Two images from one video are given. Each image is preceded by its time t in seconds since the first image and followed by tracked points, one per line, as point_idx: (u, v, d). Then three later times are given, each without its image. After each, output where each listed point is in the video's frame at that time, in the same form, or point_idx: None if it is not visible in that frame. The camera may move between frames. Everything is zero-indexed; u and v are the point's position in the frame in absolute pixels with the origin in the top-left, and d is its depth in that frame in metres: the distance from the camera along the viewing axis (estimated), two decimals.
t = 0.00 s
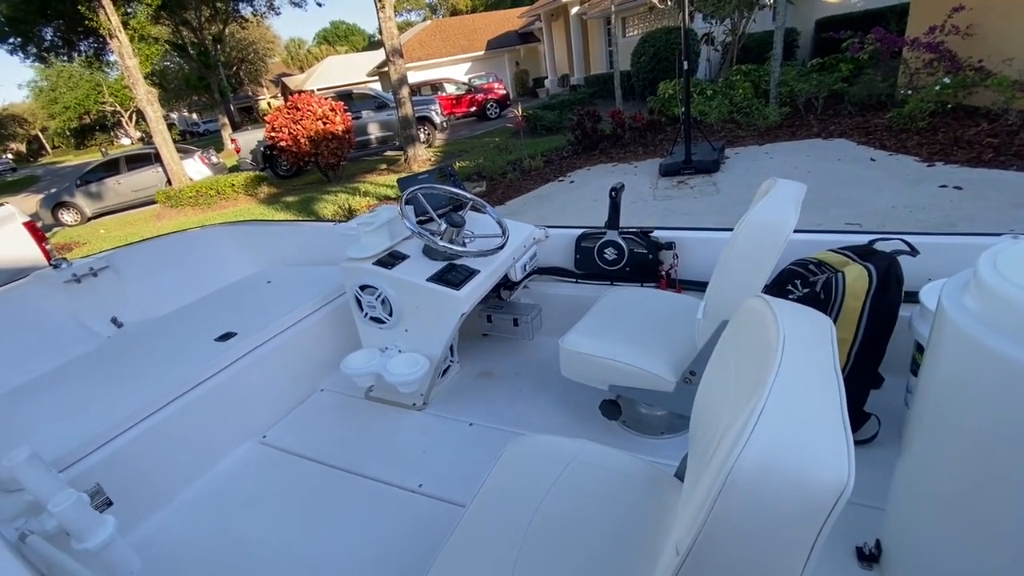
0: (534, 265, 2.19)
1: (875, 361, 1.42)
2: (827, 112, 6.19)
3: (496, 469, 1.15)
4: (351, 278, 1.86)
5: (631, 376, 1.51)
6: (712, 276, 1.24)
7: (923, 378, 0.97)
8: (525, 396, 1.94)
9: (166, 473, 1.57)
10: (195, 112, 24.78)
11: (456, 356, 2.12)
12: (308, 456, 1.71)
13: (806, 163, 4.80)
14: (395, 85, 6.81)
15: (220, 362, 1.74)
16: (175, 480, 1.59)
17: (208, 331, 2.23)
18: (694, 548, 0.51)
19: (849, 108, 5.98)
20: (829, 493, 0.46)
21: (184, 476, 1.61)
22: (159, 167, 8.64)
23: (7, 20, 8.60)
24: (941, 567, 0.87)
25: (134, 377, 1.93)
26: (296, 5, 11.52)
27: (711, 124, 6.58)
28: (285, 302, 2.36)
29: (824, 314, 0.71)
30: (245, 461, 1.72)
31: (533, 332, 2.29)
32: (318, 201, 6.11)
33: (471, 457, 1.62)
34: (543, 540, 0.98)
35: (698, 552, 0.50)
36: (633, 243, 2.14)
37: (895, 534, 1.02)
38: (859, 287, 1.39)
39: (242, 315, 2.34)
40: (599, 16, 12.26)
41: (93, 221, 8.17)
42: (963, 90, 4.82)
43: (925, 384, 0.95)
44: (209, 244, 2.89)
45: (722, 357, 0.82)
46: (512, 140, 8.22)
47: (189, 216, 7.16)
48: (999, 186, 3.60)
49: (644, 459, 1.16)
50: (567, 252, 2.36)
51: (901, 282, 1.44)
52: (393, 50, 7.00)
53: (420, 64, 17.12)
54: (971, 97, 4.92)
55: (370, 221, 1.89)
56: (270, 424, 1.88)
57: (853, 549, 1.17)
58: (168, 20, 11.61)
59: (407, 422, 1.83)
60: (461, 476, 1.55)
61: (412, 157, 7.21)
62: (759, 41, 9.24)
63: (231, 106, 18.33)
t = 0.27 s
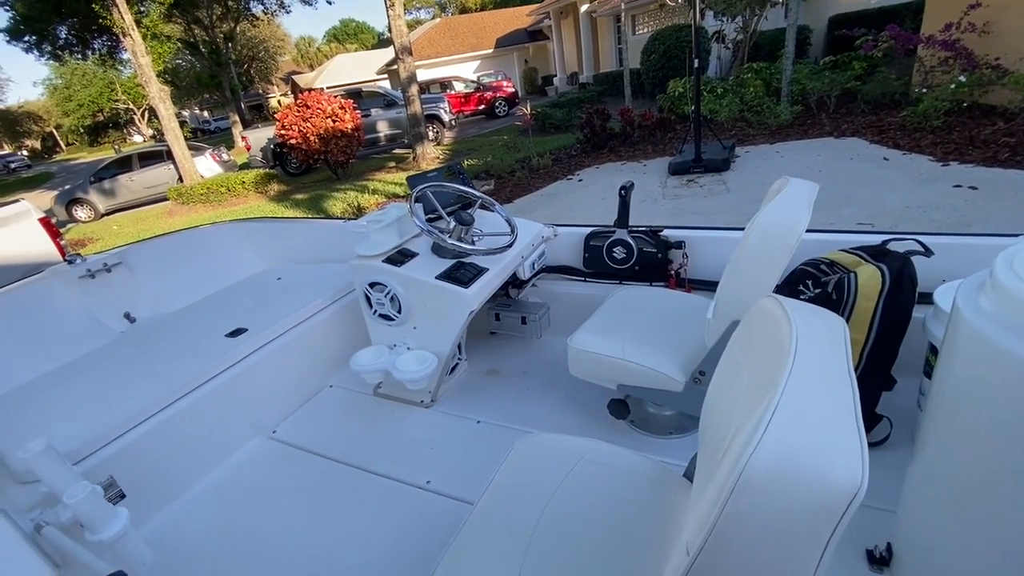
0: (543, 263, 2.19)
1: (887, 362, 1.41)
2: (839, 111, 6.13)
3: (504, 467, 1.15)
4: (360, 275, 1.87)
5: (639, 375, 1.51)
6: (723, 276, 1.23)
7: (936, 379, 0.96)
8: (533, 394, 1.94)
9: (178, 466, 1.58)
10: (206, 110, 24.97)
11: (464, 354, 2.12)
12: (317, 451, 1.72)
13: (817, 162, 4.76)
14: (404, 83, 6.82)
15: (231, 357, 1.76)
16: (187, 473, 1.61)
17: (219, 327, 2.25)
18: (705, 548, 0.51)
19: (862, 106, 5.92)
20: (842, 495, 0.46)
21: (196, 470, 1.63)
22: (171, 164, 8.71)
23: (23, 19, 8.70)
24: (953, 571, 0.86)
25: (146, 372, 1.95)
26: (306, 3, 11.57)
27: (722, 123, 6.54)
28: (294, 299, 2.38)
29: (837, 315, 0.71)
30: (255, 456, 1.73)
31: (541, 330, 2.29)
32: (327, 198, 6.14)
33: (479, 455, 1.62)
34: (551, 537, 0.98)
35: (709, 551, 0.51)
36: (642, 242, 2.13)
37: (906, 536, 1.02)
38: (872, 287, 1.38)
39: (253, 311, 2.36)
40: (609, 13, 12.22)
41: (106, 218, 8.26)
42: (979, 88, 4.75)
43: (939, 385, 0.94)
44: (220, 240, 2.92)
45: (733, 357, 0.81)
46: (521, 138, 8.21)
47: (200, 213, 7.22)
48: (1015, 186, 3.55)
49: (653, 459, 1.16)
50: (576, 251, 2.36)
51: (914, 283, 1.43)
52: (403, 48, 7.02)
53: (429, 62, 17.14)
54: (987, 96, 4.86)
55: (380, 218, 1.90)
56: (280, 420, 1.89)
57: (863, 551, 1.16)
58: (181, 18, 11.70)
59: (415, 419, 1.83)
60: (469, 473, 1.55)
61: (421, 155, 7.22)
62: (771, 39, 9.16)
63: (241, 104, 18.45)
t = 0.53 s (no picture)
0: (551, 259, 2.17)
1: (900, 361, 1.39)
2: (850, 107, 6.06)
3: (514, 462, 1.15)
4: (369, 270, 1.87)
5: (649, 372, 1.50)
6: (735, 273, 1.22)
7: (951, 379, 0.95)
8: (541, 390, 1.93)
9: (187, 459, 1.59)
10: (214, 105, 25.06)
11: (471, 349, 2.12)
12: (326, 445, 1.72)
13: (827, 158, 4.71)
14: (410, 78, 6.80)
15: (240, 351, 1.76)
16: (197, 466, 1.61)
17: (229, 321, 2.26)
18: (724, 548, 0.50)
19: (873, 102, 5.85)
20: (864, 494, 0.45)
21: (205, 463, 1.64)
22: (179, 159, 8.75)
23: (33, 13, 8.74)
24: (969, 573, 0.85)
25: (155, 365, 1.96)
26: None
27: (730, 119, 6.49)
28: (302, 293, 2.38)
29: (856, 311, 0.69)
30: (263, 450, 1.74)
31: (549, 326, 2.28)
32: (334, 193, 6.15)
33: (487, 451, 1.62)
34: (562, 534, 0.97)
35: (727, 552, 0.50)
36: (652, 238, 2.12)
37: (919, 536, 1.01)
38: (886, 285, 1.36)
39: (261, 305, 2.36)
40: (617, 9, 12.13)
41: (115, 212, 8.31)
42: (992, 84, 4.69)
43: (954, 384, 0.93)
44: (229, 235, 2.93)
45: (748, 354, 0.80)
46: (527, 134, 8.18)
47: (208, 208, 7.25)
48: None
49: (663, 456, 1.15)
50: (585, 247, 2.35)
51: (929, 281, 1.41)
52: (410, 43, 6.99)
53: (436, 57, 17.11)
54: (1001, 93, 4.80)
55: (388, 213, 1.89)
56: (288, 413, 1.89)
57: (875, 551, 1.15)
58: (189, 13, 11.73)
59: (423, 414, 1.83)
60: (477, 468, 1.55)
61: (427, 151, 7.21)
62: (781, 34, 9.07)
63: (249, 99, 18.50)
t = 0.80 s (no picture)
0: (557, 253, 2.16)
1: (910, 357, 1.38)
2: (857, 101, 6.00)
3: (522, 457, 1.14)
4: (375, 264, 1.86)
5: (657, 366, 1.49)
6: (746, 267, 1.21)
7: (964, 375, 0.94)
8: (547, 385, 1.93)
9: (194, 451, 1.59)
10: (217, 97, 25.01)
11: (477, 343, 2.11)
12: (332, 438, 1.73)
13: (834, 153, 4.67)
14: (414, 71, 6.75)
15: (246, 344, 1.76)
16: (204, 458, 1.62)
17: (234, 314, 2.26)
18: (742, 546, 0.49)
19: (880, 96, 5.79)
20: (888, 492, 0.44)
21: (212, 455, 1.64)
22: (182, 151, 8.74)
23: (34, 4, 8.70)
24: (981, 570, 0.84)
25: (161, 358, 1.96)
26: None
27: (736, 113, 6.44)
28: (307, 286, 2.38)
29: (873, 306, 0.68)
30: (269, 443, 1.74)
31: (555, 320, 2.27)
32: (338, 187, 6.14)
33: (493, 444, 1.62)
34: (571, 529, 0.97)
35: (746, 551, 0.49)
36: (659, 232, 2.10)
37: (930, 533, 1.00)
38: (897, 281, 1.35)
39: (266, 299, 2.36)
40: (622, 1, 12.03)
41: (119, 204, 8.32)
42: (1001, 78, 4.64)
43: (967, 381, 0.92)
44: (233, 228, 2.93)
45: (761, 350, 0.79)
46: (531, 127, 8.14)
47: (211, 201, 7.25)
48: None
49: (672, 451, 1.14)
50: (591, 241, 2.33)
51: (942, 276, 1.39)
52: (414, 35, 6.95)
53: (439, 50, 17.02)
54: (1009, 87, 4.75)
55: (394, 206, 1.88)
56: (294, 406, 1.90)
57: (885, 548, 1.14)
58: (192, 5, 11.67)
59: (429, 408, 1.83)
60: (484, 462, 1.55)
61: (431, 144, 7.18)
62: (787, 27, 8.98)
63: (252, 91, 18.45)
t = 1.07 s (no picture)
0: (560, 245, 2.15)
1: (915, 349, 1.38)
2: (859, 92, 5.96)
3: (527, 449, 1.13)
4: (376, 255, 1.85)
5: (661, 359, 1.48)
6: (753, 260, 1.20)
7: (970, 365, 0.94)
8: (550, 377, 1.92)
9: (196, 443, 1.58)
10: (215, 87, 24.83)
11: (478, 335, 2.11)
12: (333, 431, 1.72)
13: (836, 145, 4.65)
14: (413, 61, 6.69)
15: (247, 336, 1.75)
16: (205, 450, 1.61)
17: (234, 305, 2.24)
18: (757, 540, 0.49)
19: (883, 88, 5.75)
20: (907, 486, 0.43)
21: (213, 447, 1.63)
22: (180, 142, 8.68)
23: None
24: (989, 558, 0.85)
25: (161, 349, 1.95)
26: None
27: (737, 104, 6.40)
28: (308, 278, 2.37)
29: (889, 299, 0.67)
30: (271, 434, 1.74)
31: (557, 312, 2.27)
32: (337, 178, 6.11)
33: (495, 437, 1.62)
34: (577, 522, 0.96)
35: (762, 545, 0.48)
36: (662, 224, 2.09)
37: (935, 526, 1.00)
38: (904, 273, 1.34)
39: (267, 290, 2.35)
40: None
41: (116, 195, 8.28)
42: (1004, 70, 4.61)
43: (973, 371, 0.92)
44: (232, 219, 2.91)
45: (772, 343, 0.78)
46: (531, 118, 8.09)
47: (209, 192, 7.22)
48: None
49: (677, 443, 1.14)
50: (594, 233, 2.32)
51: (949, 269, 1.38)
52: (413, 25, 6.88)
53: (438, 40, 16.88)
54: (1012, 79, 4.72)
55: (396, 197, 1.86)
56: (296, 398, 1.89)
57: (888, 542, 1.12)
58: None
59: (430, 400, 1.83)
60: (487, 454, 1.55)
61: (430, 135, 7.14)
62: (789, 17, 8.91)
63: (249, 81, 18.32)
